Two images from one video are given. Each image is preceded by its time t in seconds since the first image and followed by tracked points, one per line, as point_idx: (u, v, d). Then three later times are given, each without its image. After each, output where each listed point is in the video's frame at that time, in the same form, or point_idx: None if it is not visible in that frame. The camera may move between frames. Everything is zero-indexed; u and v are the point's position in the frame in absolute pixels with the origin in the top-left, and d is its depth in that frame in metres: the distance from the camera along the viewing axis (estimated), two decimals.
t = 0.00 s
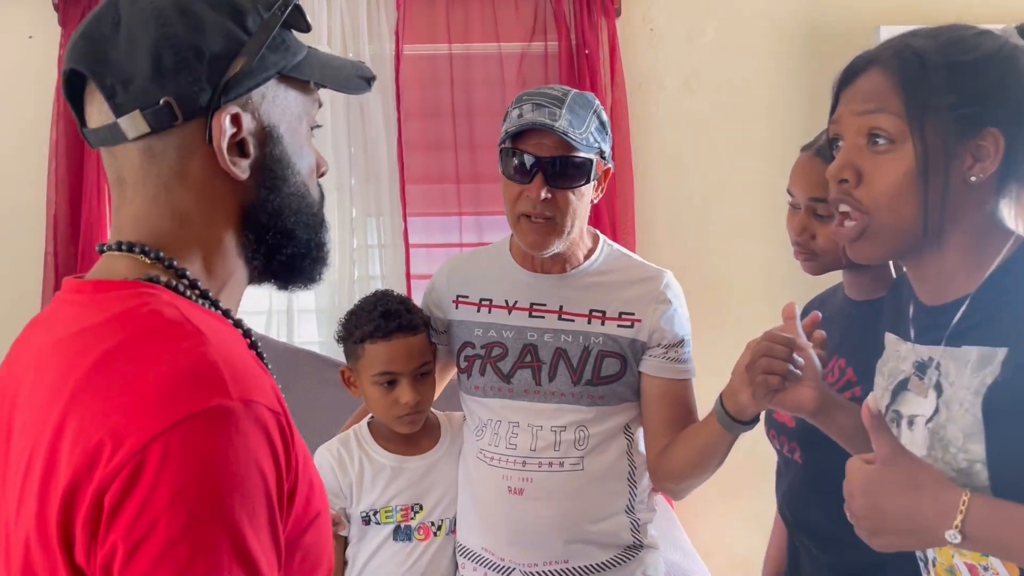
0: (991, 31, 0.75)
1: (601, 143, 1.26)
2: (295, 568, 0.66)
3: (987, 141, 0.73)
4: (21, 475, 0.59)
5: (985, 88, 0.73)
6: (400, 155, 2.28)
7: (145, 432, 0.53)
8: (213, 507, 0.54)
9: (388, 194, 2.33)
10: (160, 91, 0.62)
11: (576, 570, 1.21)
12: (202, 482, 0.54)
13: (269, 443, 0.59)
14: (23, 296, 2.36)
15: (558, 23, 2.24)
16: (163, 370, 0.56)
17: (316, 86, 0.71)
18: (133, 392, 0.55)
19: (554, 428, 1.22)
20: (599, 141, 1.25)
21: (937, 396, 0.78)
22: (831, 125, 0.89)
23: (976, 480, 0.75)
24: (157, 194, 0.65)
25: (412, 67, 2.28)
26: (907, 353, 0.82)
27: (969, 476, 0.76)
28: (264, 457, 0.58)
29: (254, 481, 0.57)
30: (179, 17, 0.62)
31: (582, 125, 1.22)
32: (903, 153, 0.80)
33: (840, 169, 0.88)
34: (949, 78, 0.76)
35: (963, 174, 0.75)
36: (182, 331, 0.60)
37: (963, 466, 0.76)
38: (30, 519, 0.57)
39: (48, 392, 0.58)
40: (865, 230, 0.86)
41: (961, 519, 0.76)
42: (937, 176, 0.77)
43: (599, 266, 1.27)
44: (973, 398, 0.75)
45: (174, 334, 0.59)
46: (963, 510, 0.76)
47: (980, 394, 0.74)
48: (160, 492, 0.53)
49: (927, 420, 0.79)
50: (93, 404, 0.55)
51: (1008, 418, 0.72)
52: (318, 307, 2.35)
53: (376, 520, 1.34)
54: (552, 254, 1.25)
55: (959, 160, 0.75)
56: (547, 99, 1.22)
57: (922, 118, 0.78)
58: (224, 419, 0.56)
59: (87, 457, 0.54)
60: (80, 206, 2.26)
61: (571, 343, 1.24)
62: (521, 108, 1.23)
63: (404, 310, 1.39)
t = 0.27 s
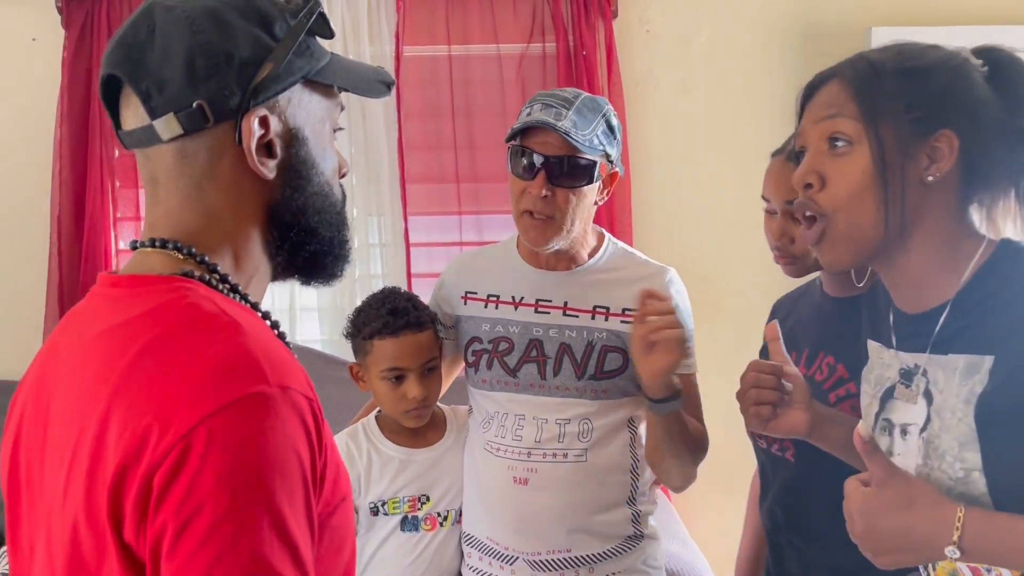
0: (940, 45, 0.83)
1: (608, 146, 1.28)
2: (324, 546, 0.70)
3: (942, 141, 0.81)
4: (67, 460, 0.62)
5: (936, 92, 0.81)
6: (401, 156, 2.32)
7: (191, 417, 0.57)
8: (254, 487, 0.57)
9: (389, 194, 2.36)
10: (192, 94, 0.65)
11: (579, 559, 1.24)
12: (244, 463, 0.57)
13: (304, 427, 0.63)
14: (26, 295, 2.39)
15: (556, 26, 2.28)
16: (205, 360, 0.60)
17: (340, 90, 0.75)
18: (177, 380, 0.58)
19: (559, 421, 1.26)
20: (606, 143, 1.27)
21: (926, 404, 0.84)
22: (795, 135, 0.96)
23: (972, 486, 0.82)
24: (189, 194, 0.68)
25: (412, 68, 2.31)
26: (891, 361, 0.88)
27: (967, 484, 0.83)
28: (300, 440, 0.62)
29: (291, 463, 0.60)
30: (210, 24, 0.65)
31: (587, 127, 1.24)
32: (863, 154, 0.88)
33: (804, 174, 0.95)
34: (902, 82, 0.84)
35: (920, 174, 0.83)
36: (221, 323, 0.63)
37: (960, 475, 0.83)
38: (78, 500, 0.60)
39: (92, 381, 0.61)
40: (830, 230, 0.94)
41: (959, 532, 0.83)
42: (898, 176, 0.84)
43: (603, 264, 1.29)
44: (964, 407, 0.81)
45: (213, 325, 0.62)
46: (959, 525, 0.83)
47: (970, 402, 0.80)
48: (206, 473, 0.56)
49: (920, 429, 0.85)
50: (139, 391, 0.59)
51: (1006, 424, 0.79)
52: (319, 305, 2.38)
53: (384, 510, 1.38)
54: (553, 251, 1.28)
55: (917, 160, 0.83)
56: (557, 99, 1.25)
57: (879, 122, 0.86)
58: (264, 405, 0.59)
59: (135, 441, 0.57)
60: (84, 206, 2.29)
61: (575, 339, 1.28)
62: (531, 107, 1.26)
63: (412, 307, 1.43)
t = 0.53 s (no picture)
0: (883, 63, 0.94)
1: (589, 141, 1.34)
2: (348, 523, 0.73)
3: (891, 144, 0.90)
4: (103, 444, 0.65)
5: (878, 99, 0.92)
6: (400, 154, 2.35)
7: (226, 398, 0.61)
8: (286, 462, 0.61)
9: (389, 192, 2.39)
10: (217, 91, 0.68)
11: (575, 544, 1.23)
12: (276, 440, 0.61)
13: (330, 406, 0.66)
14: (29, 294, 2.41)
15: (552, 26, 2.31)
16: (236, 345, 0.64)
17: (353, 89, 0.78)
18: (211, 364, 0.62)
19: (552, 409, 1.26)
20: (587, 139, 1.33)
21: (906, 396, 0.91)
22: (756, 151, 1.06)
23: (955, 472, 0.88)
24: (211, 187, 0.72)
25: (411, 68, 2.35)
26: (872, 358, 0.95)
27: (949, 469, 0.88)
28: (327, 418, 0.66)
29: (319, 440, 0.64)
30: (235, 25, 0.69)
31: (568, 120, 1.30)
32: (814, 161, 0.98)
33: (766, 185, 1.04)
34: (847, 95, 0.95)
35: (874, 174, 0.92)
36: (247, 311, 0.67)
37: (943, 460, 0.89)
38: (116, 480, 0.64)
39: (128, 368, 0.65)
40: (795, 233, 1.02)
41: (946, 519, 0.88)
42: (851, 178, 0.94)
43: (587, 254, 1.33)
44: (941, 396, 0.88)
45: (240, 313, 0.66)
46: (945, 512, 0.88)
47: (945, 390, 0.87)
48: (241, 449, 0.60)
49: (901, 421, 0.92)
50: (174, 376, 0.63)
51: (982, 408, 0.85)
52: (321, 302, 2.41)
53: (396, 497, 1.43)
54: (536, 240, 1.31)
55: (869, 162, 0.92)
56: (541, 95, 1.32)
57: (828, 131, 0.96)
58: (292, 385, 0.63)
59: (174, 422, 0.61)
60: (87, 206, 2.32)
61: (561, 331, 1.30)
62: (520, 102, 1.33)
63: (416, 301, 1.45)
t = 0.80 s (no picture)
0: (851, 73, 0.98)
1: (570, 140, 1.35)
2: (353, 507, 0.75)
3: (858, 158, 0.95)
4: (114, 432, 0.67)
5: (845, 114, 0.96)
6: (397, 152, 2.37)
7: (234, 387, 0.62)
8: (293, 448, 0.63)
9: (386, 189, 2.40)
10: (228, 86, 0.70)
11: (566, 535, 1.25)
12: (283, 427, 0.63)
13: (336, 396, 0.68)
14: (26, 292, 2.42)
15: (547, 24, 2.33)
16: (243, 336, 0.65)
17: (353, 86, 0.80)
18: (219, 355, 0.64)
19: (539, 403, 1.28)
20: (568, 137, 1.35)
21: (885, 389, 0.95)
22: (731, 160, 1.08)
23: (932, 458, 0.92)
24: (218, 181, 0.73)
25: (407, 66, 2.36)
26: (855, 356, 0.98)
27: (926, 456, 0.93)
28: (332, 407, 0.67)
29: (325, 427, 0.66)
30: (245, 24, 0.70)
31: (549, 120, 1.32)
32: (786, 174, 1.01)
33: (738, 196, 1.07)
34: (817, 108, 0.98)
35: (840, 187, 0.96)
36: (254, 301, 0.68)
37: (919, 447, 0.93)
38: (127, 468, 0.65)
39: (137, 358, 0.66)
40: (768, 243, 1.05)
41: (927, 507, 0.92)
42: (819, 190, 0.98)
43: (572, 247, 1.34)
44: (916, 385, 0.92)
45: (247, 306, 0.68)
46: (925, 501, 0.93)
47: (919, 379, 0.92)
48: (249, 436, 0.62)
49: (881, 413, 0.96)
50: (184, 366, 0.64)
51: (953, 395, 0.90)
52: (318, 299, 2.42)
53: (395, 488, 1.44)
54: (521, 241, 1.33)
55: (836, 176, 0.96)
56: (520, 96, 1.33)
57: (798, 144, 0.99)
58: (298, 375, 0.65)
59: (183, 410, 0.62)
60: (84, 204, 2.33)
61: (547, 325, 1.31)
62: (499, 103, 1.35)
63: (410, 296, 1.46)
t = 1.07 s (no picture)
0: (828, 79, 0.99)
1: (558, 142, 1.36)
2: (359, 497, 0.76)
3: (837, 162, 0.96)
4: (125, 424, 0.66)
5: (824, 120, 0.97)
6: (391, 151, 2.37)
7: (250, 376, 0.62)
8: (309, 435, 0.63)
9: (380, 188, 2.40)
10: (217, 90, 0.69)
11: (557, 531, 1.26)
12: (299, 415, 0.63)
13: (347, 385, 0.68)
14: (20, 290, 2.42)
15: (541, 23, 2.33)
16: (257, 326, 0.65)
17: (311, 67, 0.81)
18: (234, 345, 0.64)
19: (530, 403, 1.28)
20: (556, 140, 1.35)
21: (872, 392, 0.96)
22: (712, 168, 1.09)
23: (919, 460, 0.93)
24: (217, 180, 0.72)
25: (401, 65, 2.36)
26: (841, 358, 0.98)
27: (914, 458, 0.93)
28: (344, 395, 0.67)
29: (337, 416, 0.66)
30: (215, 26, 0.70)
31: (535, 124, 1.33)
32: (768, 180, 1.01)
33: (720, 202, 1.07)
34: (796, 114, 0.99)
35: (823, 192, 0.97)
36: (264, 293, 0.69)
37: (906, 449, 0.94)
38: (141, 458, 0.65)
39: (148, 349, 0.66)
40: (752, 246, 1.06)
41: (914, 510, 0.93)
42: (800, 194, 0.99)
43: (563, 246, 1.35)
44: (901, 387, 0.93)
45: (259, 296, 0.68)
46: (912, 505, 0.93)
47: (904, 381, 0.93)
48: (266, 424, 0.62)
49: (869, 416, 0.96)
50: (198, 356, 0.64)
51: (939, 397, 0.91)
52: (313, 298, 2.43)
53: (387, 484, 1.44)
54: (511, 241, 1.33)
55: (816, 180, 0.97)
56: (509, 99, 1.34)
57: (778, 150, 1.00)
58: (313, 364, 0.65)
59: (199, 399, 0.62)
60: (79, 202, 2.33)
61: (537, 324, 1.32)
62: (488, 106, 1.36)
63: (397, 295, 1.46)
